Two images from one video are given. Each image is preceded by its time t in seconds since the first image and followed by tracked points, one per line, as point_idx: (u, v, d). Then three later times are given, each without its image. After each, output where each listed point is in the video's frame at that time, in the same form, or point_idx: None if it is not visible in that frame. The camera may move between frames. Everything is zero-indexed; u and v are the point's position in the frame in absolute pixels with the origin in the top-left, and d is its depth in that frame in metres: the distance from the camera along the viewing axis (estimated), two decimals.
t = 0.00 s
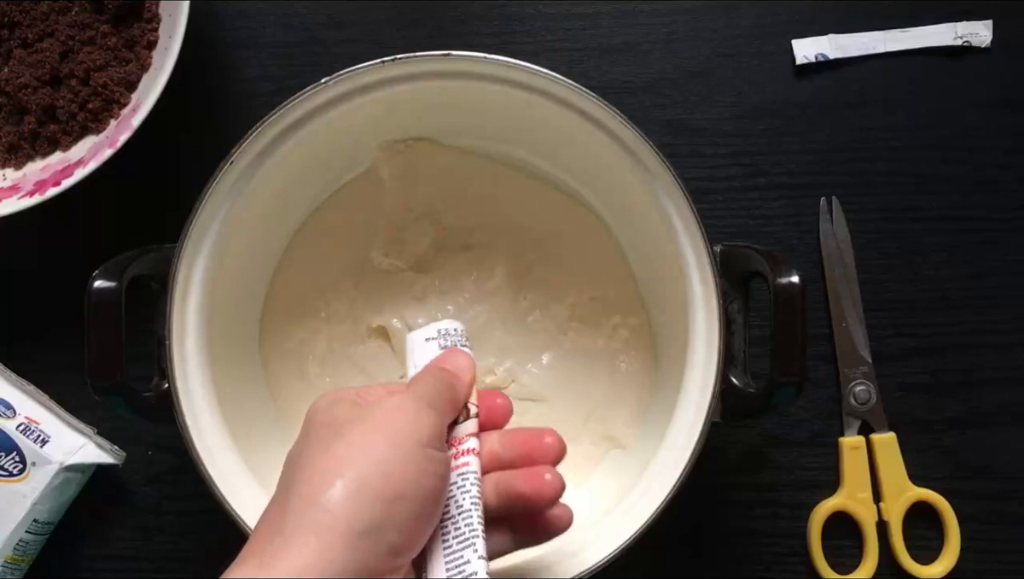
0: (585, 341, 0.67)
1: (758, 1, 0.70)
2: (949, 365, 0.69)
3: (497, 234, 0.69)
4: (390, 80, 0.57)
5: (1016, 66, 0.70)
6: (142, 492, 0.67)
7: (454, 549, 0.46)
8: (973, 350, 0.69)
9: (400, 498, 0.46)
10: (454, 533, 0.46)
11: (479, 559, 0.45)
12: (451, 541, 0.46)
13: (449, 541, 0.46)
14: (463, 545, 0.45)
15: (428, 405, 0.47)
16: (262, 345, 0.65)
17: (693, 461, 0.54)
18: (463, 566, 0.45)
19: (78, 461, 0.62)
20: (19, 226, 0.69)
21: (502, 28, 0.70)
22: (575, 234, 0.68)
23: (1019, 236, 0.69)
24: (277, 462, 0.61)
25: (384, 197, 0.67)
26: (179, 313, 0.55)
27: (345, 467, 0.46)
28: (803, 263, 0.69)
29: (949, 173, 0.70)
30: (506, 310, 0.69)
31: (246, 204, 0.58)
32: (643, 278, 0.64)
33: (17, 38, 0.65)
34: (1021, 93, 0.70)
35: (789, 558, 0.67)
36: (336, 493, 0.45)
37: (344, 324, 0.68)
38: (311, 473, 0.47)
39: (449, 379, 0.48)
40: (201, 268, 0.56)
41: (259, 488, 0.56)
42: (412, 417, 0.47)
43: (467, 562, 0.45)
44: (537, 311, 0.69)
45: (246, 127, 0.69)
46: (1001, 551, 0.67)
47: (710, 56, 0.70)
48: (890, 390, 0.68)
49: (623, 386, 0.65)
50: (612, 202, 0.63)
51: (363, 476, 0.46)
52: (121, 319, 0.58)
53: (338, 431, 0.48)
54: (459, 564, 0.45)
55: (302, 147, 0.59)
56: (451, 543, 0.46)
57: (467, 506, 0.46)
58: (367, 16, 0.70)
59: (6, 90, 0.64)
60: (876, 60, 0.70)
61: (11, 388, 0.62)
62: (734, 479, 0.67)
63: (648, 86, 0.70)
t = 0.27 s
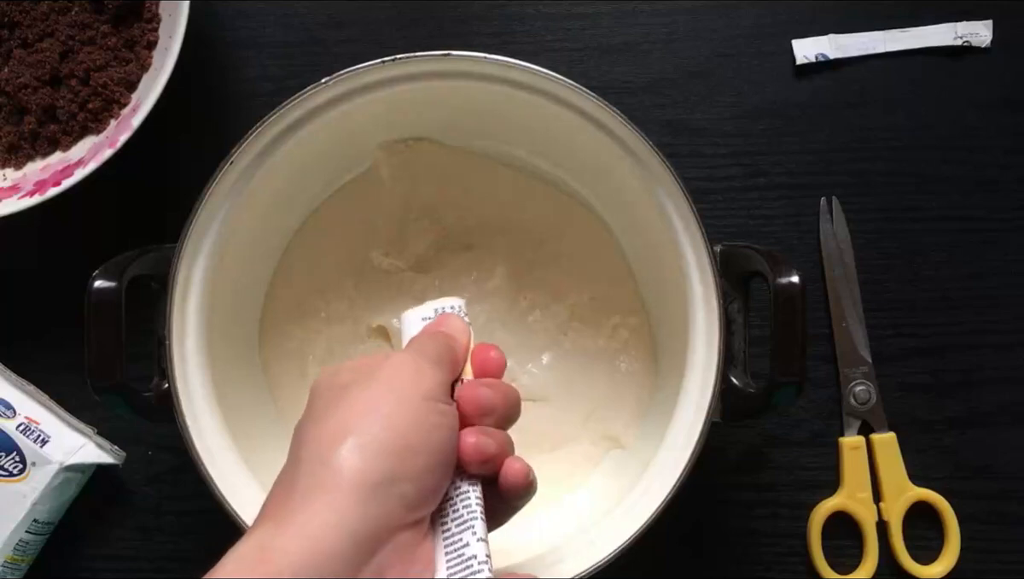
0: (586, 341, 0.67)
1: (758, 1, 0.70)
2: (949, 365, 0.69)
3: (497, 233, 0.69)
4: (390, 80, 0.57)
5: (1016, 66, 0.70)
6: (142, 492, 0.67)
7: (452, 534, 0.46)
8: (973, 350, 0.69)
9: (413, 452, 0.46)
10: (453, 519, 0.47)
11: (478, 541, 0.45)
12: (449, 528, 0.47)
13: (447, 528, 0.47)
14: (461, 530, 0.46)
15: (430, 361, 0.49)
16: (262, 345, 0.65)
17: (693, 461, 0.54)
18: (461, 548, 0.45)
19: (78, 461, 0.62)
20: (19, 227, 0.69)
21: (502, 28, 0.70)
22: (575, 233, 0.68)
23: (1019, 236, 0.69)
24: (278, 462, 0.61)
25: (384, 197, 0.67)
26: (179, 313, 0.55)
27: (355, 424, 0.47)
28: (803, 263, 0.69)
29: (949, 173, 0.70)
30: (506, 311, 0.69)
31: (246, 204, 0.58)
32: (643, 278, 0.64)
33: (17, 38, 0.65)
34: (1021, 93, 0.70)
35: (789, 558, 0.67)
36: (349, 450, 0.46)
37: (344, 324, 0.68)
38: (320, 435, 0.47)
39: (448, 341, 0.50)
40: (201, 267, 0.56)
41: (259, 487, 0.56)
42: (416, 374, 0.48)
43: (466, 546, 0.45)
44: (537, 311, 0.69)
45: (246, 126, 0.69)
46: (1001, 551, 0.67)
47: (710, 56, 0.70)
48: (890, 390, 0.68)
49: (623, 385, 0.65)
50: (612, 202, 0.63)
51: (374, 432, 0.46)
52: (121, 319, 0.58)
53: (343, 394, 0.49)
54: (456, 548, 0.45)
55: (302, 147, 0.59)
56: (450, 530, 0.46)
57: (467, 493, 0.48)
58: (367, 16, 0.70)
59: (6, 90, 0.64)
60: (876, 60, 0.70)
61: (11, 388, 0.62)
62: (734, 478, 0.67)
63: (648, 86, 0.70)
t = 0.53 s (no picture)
0: (586, 341, 0.67)
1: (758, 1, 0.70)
2: (949, 365, 0.69)
3: (497, 233, 0.69)
4: (390, 79, 0.57)
5: (1016, 66, 0.70)
6: (142, 492, 0.67)
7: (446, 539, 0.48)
8: (973, 350, 0.69)
9: (414, 446, 0.47)
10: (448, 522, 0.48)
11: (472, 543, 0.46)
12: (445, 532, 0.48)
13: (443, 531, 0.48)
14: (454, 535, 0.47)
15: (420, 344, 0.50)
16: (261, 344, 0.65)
17: (693, 461, 0.54)
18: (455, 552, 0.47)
19: (78, 461, 0.62)
20: (19, 227, 0.69)
21: (502, 28, 0.70)
22: (575, 233, 0.68)
23: (1019, 235, 0.69)
24: (277, 463, 0.61)
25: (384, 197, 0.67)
26: (179, 312, 0.55)
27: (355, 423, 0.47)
28: (803, 263, 0.69)
29: (949, 173, 0.70)
30: (505, 311, 0.69)
31: (246, 204, 0.58)
32: (643, 277, 0.64)
33: (17, 38, 0.65)
34: (1021, 93, 0.70)
35: (789, 558, 0.67)
36: (349, 447, 0.46)
37: (344, 323, 0.68)
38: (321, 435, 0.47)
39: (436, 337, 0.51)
40: (201, 267, 0.56)
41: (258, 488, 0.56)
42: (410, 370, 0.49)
43: (460, 550, 0.46)
44: (537, 310, 0.69)
45: (246, 126, 0.69)
46: (1001, 551, 0.67)
47: (710, 56, 0.70)
48: (890, 390, 0.68)
49: (623, 386, 0.65)
50: (612, 202, 0.63)
51: (373, 429, 0.46)
52: (121, 319, 0.58)
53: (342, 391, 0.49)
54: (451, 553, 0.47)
55: (302, 147, 0.59)
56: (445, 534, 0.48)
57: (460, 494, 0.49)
58: (367, 16, 0.70)
59: (6, 90, 0.64)
60: (876, 60, 0.70)
61: (11, 388, 0.62)
62: (733, 479, 0.67)
63: (648, 86, 0.70)
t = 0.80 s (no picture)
0: (585, 341, 0.67)
1: (758, 1, 0.70)
2: (948, 365, 0.69)
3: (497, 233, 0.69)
4: (390, 79, 0.57)
5: (1016, 66, 0.70)
6: (142, 492, 0.67)
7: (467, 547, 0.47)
8: (973, 350, 0.69)
9: (419, 448, 0.47)
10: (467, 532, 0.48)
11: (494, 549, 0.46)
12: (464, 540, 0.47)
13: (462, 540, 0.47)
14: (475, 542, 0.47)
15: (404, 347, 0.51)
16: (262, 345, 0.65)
17: (694, 460, 0.54)
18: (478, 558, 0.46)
19: (78, 461, 0.62)
20: (19, 227, 0.69)
21: (502, 28, 0.70)
22: (575, 233, 0.68)
23: (1019, 235, 0.69)
24: (278, 463, 0.61)
25: (384, 197, 0.67)
26: (179, 313, 0.55)
27: (358, 428, 0.47)
28: (803, 263, 0.69)
29: (948, 173, 0.70)
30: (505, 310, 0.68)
31: (246, 204, 0.58)
32: (643, 277, 0.64)
33: (17, 38, 0.65)
34: (1021, 93, 0.70)
35: (789, 558, 0.67)
36: (357, 455, 0.46)
37: (344, 323, 0.68)
38: (323, 446, 0.47)
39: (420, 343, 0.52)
40: (201, 267, 0.56)
41: (258, 488, 0.56)
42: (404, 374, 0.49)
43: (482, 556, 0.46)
44: (538, 310, 0.68)
45: (246, 126, 0.69)
46: (1001, 551, 0.67)
47: (710, 56, 0.70)
48: (890, 390, 0.68)
49: (623, 386, 0.65)
50: (612, 202, 0.63)
51: (380, 436, 0.46)
52: (122, 319, 0.58)
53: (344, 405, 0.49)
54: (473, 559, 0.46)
55: (302, 147, 0.59)
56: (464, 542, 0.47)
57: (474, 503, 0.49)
58: (367, 16, 0.70)
59: (6, 90, 0.64)
60: (876, 60, 0.70)
61: (10, 388, 0.62)
62: (734, 478, 0.67)
63: (648, 86, 0.70)
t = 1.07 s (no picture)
0: (585, 341, 0.67)
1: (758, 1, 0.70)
2: (948, 365, 0.69)
3: (498, 233, 0.69)
4: (390, 79, 0.57)
5: (1016, 66, 0.70)
6: (142, 492, 0.67)
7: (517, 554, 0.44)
8: (972, 349, 0.69)
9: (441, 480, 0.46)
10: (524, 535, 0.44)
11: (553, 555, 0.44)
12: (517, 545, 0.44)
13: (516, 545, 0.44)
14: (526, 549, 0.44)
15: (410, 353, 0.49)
16: (262, 345, 0.66)
17: (694, 461, 0.54)
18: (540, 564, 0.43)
19: (78, 461, 0.62)
20: (19, 227, 0.69)
21: (502, 28, 0.70)
22: (576, 233, 0.68)
23: (1019, 235, 0.69)
24: (278, 463, 0.61)
25: (384, 197, 0.67)
26: (179, 313, 0.55)
27: (375, 459, 0.46)
28: (803, 263, 0.69)
29: (948, 172, 0.70)
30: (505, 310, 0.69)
31: (246, 204, 0.58)
32: (643, 277, 0.64)
33: (17, 39, 0.65)
34: (1021, 92, 0.70)
35: (790, 558, 0.67)
36: (378, 489, 0.45)
37: (344, 323, 0.68)
38: (345, 473, 0.47)
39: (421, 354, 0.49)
40: (201, 267, 0.56)
41: (258, 487, 0.56)
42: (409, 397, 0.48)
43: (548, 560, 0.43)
44: (538, 310, 0.68)
45: (246, 126, 0.69)
46: (1001, 551, 0.67)
47: (710, 56, 0.70)
48: (889, 389, 0.68)
49: (623, 386, 0.65)
50: (612, 202, 0.63)
51: (398, 470, 0.46)
52: (121, 319, 0.58)
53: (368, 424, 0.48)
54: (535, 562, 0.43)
55: (302, 147, 0.59)
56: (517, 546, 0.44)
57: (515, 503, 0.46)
58: (367, 16, 0.70)
59: (6, 90, 0.64)
60: (876, 60, 0.70)
61: (10, 388, 0.62)
62: (734, 478, 0.67)
63: (648, 86, 0.70)
